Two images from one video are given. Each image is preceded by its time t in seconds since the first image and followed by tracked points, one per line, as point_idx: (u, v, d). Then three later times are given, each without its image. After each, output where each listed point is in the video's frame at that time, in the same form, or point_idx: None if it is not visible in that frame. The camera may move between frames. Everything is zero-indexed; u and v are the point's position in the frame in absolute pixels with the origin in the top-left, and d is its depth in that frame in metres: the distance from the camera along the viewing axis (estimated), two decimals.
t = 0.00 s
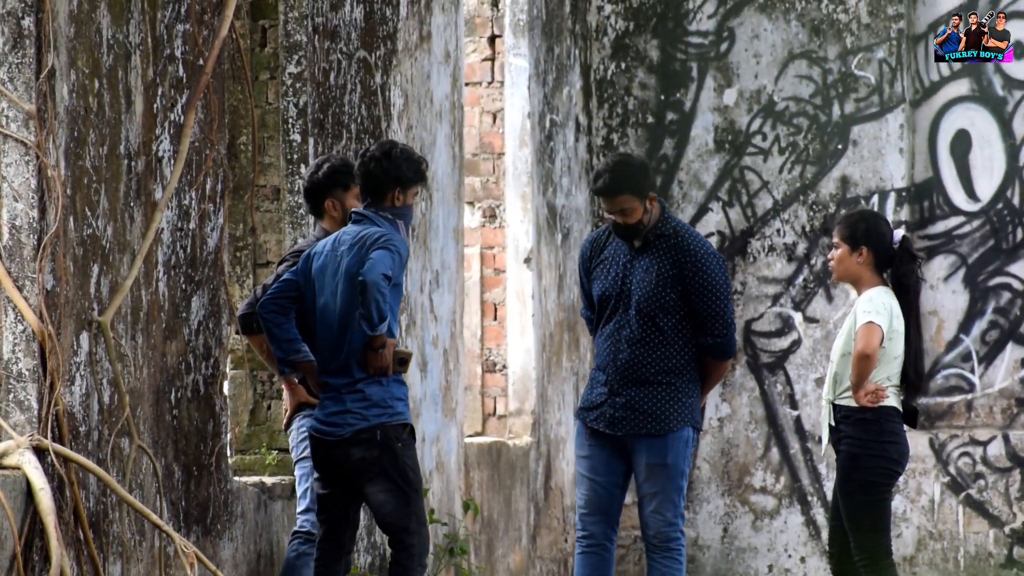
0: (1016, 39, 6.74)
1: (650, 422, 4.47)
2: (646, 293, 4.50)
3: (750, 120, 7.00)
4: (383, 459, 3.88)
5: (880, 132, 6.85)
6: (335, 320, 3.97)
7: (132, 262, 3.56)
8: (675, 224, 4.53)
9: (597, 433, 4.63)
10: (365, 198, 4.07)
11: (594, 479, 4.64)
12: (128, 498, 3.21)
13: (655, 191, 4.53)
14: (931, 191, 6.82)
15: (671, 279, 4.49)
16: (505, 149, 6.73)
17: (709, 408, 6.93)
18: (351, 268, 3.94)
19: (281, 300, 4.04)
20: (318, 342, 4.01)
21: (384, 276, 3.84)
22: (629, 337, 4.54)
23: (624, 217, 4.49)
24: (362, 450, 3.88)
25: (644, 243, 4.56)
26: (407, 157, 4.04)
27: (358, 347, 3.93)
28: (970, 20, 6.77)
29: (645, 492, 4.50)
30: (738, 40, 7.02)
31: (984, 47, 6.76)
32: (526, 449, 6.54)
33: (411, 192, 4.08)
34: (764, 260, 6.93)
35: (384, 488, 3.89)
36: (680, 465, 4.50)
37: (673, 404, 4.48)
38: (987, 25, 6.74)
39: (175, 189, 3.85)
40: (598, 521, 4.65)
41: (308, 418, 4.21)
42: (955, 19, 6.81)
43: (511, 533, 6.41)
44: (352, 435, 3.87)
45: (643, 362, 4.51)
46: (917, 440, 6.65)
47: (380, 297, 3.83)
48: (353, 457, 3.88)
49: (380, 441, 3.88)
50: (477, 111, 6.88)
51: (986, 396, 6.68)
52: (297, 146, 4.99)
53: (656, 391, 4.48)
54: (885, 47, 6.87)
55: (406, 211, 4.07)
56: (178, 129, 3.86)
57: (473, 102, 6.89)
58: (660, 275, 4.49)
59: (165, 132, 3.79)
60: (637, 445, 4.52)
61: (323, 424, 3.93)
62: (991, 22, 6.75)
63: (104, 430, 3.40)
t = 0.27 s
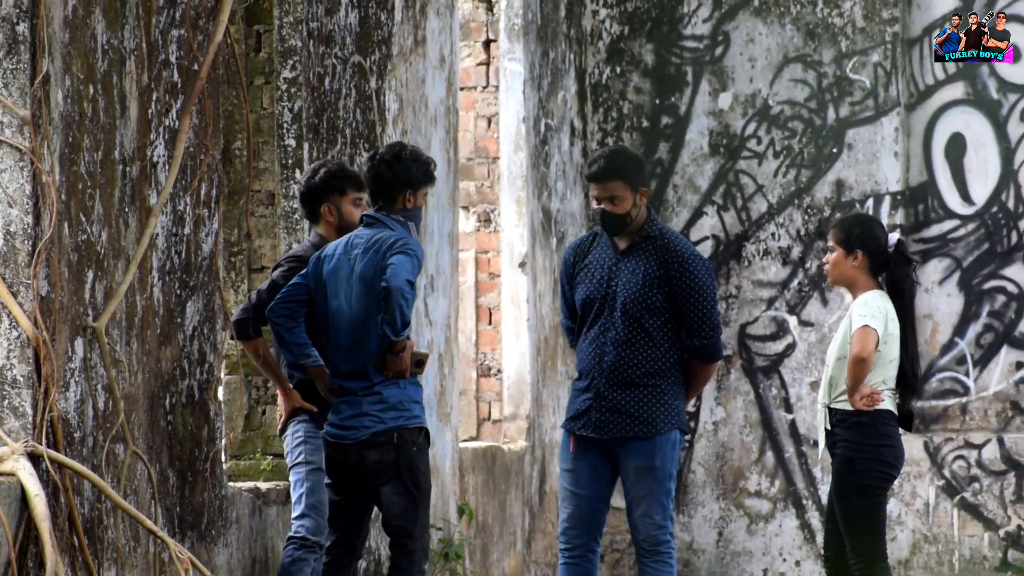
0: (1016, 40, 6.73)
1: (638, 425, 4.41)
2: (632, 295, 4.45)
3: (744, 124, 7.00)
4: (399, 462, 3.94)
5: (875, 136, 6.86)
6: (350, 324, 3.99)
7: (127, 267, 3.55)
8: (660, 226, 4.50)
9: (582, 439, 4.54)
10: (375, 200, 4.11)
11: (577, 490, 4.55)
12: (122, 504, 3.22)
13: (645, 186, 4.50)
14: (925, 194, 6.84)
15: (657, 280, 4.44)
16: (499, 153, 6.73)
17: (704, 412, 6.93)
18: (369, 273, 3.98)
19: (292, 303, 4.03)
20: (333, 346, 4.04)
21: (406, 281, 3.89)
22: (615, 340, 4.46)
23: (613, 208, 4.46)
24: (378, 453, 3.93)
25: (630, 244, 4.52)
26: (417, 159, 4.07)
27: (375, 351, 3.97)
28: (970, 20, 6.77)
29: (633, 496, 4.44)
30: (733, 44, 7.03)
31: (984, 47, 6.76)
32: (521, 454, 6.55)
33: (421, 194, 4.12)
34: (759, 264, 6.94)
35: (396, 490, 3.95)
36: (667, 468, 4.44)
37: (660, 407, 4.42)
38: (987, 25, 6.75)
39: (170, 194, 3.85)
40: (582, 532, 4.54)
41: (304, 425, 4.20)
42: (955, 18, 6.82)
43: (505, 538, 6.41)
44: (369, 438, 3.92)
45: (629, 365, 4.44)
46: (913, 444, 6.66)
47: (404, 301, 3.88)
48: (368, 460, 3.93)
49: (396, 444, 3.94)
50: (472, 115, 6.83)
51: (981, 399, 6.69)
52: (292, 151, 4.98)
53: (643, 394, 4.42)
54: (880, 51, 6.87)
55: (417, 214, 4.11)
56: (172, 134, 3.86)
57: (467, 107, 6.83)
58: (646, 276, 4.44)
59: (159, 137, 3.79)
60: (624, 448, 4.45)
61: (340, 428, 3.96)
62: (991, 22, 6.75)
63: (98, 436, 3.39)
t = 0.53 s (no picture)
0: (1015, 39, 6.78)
1: (608, 425, 4.31)
2: (601, 293, 4.36)
3: (729, 128, 7.02)
4: (402, 465, 3.94)
5: (859, 140, 6.89)
6: (354, 330, 3.99)
7: (112, 270, 3.55)
8: (628, 226, 4.44)
9: (552, 442, 4.43)
10: (379, 206, 4.09)
11: (552, 494, 4.44)
12: (107, 507, 3.19)
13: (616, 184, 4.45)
14: (910, 199, 6.85)
15: (626, 278, 4.36)
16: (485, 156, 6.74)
17: (689, 416, 6.96)
18: (376, 279, 3.99)
19: (292, 308, 4.04)
20: (333, 351, 4.03)
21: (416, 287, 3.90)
22: (585, 340, 4.37)
23: (584, 200, 4.40)
24: (381, 455, 3.92)
25: (597, 244, 4.44)
26: (422, 165, 4.08)
27: (380, 356, 3.98)
28: (970, 20, 6.81)
29: (607, 499, 4.34)
30: (719, 47, 7.05)
31: (984, 47, 6.80)
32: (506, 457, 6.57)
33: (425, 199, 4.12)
34: (744, 267, 6.96)
35: (391, 492, 3.93)
36: (639, 470, 4.34)
37: (629, 407, 4.32)
38: (987, 25, 6.79)
39: (155, 197, 3.85)
40: (560, 535, 4.45)
41: (289, 428, 4.20)
42: (955, 19, 6.84)
43: (491, 541, 6.42)
44: (372, 441, 3.91)
45: (598, 365, 4.35)
46: (897, 448, 6.69)
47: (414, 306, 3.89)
48: (371, 462, 3.92)
49: (399, 447, 3.94)
50: (457, 119, 6.88)
51: (966, 403, 6.71)
52: (277, 155, 4.98)
53: (613, 394, 4.32)
54: (865, 55, 6.90)
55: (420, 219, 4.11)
56: (157, 137, 3.86)
57: (452, 110, 6.89)
58: (615, 274, 4.36)
59: (144, 140, 3.79)
60: (596, 449, 4.35)
61: (342, 433, 3.96)
62: (991, 22, 6.80)
63: (83, 439, 3.39)
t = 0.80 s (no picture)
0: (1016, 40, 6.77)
1: (585, 429, 4.32)
2: (575, 297, 4.36)
3: (713, 131, 7.04)
4: (391, 470, 3.95)
5: (844, 143, 6.89)
6: (347, 334, 3.99)
7: (96, 275, 3.55)
8: (602, 229, 4.44)
9: (530, 446, 4.45)
10: (373, 211, 4.11)
11: (533, 498, 4.45)
12: (91, 513, 3.11)
13: (593, 186, 4.49)
14: (894, 202, 6.86)
15: (600, 282, 4.36)
16: (469, 160, 6.74)
17: (673, 419, 6.99)
18: (370, 285, 4.00)
19: (284, 312, 4.05)
20: (326, 355, 4.04)
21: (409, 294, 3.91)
22: (560, 344, 4.37)
23: (560, 200, 4.41)
24: (371, 459, 3.93)
25: (570, 247, 4.44)
26: (415, 170, 4.08)
27: (372, 361, 3.98)
28: (970, 20, 6.81)
29: (585, 503, 4.35)
30: (702, 51, 7.07)
31: (984, 47, 6.80)
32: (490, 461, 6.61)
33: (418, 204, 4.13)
34: (728, 271, 6.98)
35: (378, 495, 3.94)
36: (617, 473, 4.35)
37: (606, 410, 4.34)
38: (988, 25, 6.79)
39: (139, 201, 3.85)
40: (549, 539, 4.45)
41: (274, 432, 4.21)
42: (955, 18, 6.84)
43: (475, 545, 6.44)
44: (363, 445, 3.92)
45: (574, 369, 4.35)
46: (881, 450, 6.71)
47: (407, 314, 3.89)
48: (361, 466, 3.93)
49: (389, 452, 3.95)
50: (442, 123, 6.86)
51: (950, 406, 6.74)
52: (261, 159, 5.08)
53: (590, 398, 4.34)
54: (849, 59, 6.90)
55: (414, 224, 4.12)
56: (141, 141, 3.86)
57: (436, 114, 6.87)
58: (589, 278, 4.36)
59: (128, 144, 3.79)
60: (573, 453, 4.36)
61: (333, 437, 3.97)
62: (991, 21, 6.79)
63: (67, 444, 3.39)
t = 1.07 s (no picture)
0: (1016, 40, 6.74)
1: (570, 427, 4.34)
2: (559, 296, 4.37)
3: (698, 131, 7.06)
4: (378, 470, 3.95)
5: (829, 142, 6.90)
6: (334, 335, 4.00)
7: (81, 276, 3.55)
8: (585, 228, 4.46)
9: (515, 445, 4.46)
10: (360, 212, 4.11)
11: (518, 498, 4.46)
12: (77, 515, 3.05)
13: (576, 185, 4.52)
14: (879, 201, 6.88)
15: (584, 280, 4.37)
16: (454, 160, 6.77)
17: (660, 418, 7.01)
18: (357, 285, 4.00)
19: (273, 313, 4.05)
20: (314, 356, 4.05)
21: (396, 294, 3.91)
22: (545, 343, 4.38)
23: (546, 198, 4.43)
24: (358, 459, 3.94)
25: (554, 246, 4.45)
26: (401, 169, 4.08)
27: (359, 362, 3.99)
28: (970, 20, 6.78)
29: (570, 503, 4.37)
30: (687, 51, 7.09)
31: (984, 47, 6.77)
32: (478, 461, 6.63)
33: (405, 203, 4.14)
34: (714, 270, 6.99)
35: (365, 495, 3.95)
36: (602, 472, 4.37)
37: (590, 408, 4.36)
38: (987, 25, 6.76)
39: (124, 203, 3.85)
40: (532, 538, 4.47)
41: (260, 432, 4.21)
42: (955, 18, 6.82)
43: (463, 545, 6.45)
44: (350, 445, 3.93)
45: (559, 367, 4.36)
46: (868, 448, 6.71)
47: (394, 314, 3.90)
48: (347, 466, 3.94)
49: (376, 452, 3.95)
50: (426, 123, 6.90)
51: (936, 404, 6.75)
52: (246, 160, 5.15)
53: (575, 396, 4.35)
54: (833, 57, 6.91)
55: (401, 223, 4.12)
56: (126, 142, 3.86)
57: (422, 114, 6.91)
58: (573, 277, 4.37)
59: (114, 145, 3.79)
60: (559, 452, 4.37)
61: (321, 437, 3.98)
62: (990, 22, 6.76)
63: (53, 445, 3.39)
